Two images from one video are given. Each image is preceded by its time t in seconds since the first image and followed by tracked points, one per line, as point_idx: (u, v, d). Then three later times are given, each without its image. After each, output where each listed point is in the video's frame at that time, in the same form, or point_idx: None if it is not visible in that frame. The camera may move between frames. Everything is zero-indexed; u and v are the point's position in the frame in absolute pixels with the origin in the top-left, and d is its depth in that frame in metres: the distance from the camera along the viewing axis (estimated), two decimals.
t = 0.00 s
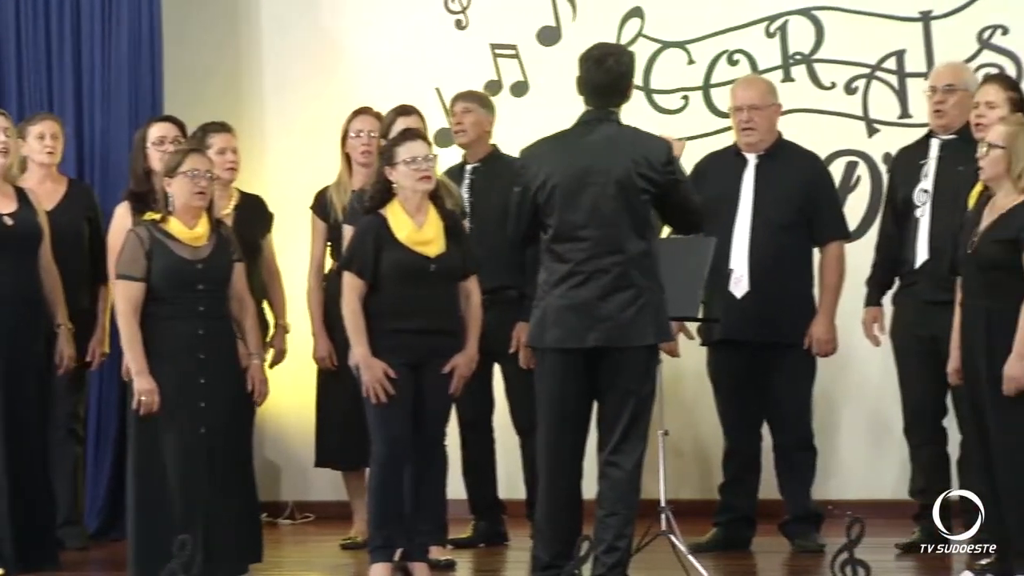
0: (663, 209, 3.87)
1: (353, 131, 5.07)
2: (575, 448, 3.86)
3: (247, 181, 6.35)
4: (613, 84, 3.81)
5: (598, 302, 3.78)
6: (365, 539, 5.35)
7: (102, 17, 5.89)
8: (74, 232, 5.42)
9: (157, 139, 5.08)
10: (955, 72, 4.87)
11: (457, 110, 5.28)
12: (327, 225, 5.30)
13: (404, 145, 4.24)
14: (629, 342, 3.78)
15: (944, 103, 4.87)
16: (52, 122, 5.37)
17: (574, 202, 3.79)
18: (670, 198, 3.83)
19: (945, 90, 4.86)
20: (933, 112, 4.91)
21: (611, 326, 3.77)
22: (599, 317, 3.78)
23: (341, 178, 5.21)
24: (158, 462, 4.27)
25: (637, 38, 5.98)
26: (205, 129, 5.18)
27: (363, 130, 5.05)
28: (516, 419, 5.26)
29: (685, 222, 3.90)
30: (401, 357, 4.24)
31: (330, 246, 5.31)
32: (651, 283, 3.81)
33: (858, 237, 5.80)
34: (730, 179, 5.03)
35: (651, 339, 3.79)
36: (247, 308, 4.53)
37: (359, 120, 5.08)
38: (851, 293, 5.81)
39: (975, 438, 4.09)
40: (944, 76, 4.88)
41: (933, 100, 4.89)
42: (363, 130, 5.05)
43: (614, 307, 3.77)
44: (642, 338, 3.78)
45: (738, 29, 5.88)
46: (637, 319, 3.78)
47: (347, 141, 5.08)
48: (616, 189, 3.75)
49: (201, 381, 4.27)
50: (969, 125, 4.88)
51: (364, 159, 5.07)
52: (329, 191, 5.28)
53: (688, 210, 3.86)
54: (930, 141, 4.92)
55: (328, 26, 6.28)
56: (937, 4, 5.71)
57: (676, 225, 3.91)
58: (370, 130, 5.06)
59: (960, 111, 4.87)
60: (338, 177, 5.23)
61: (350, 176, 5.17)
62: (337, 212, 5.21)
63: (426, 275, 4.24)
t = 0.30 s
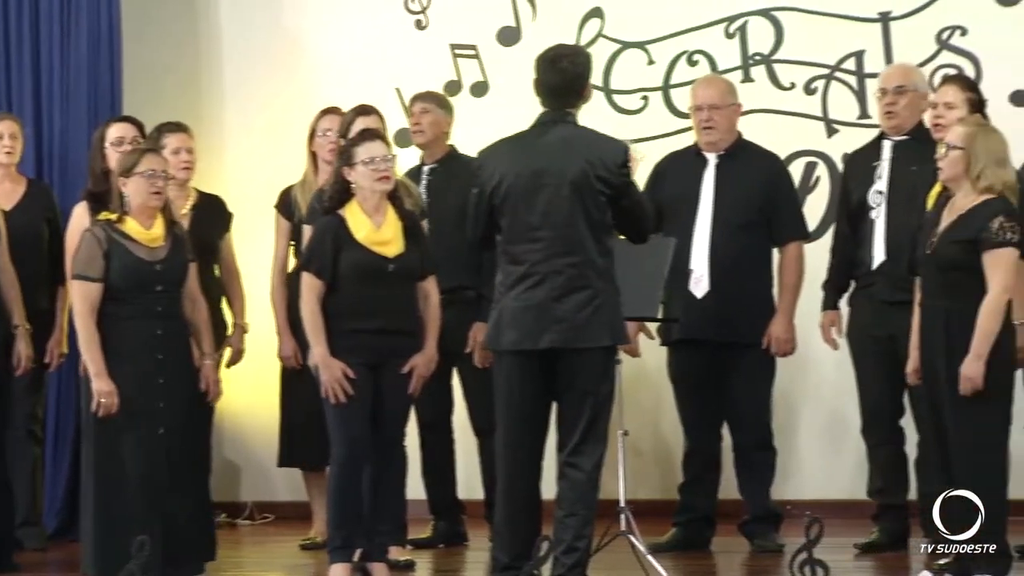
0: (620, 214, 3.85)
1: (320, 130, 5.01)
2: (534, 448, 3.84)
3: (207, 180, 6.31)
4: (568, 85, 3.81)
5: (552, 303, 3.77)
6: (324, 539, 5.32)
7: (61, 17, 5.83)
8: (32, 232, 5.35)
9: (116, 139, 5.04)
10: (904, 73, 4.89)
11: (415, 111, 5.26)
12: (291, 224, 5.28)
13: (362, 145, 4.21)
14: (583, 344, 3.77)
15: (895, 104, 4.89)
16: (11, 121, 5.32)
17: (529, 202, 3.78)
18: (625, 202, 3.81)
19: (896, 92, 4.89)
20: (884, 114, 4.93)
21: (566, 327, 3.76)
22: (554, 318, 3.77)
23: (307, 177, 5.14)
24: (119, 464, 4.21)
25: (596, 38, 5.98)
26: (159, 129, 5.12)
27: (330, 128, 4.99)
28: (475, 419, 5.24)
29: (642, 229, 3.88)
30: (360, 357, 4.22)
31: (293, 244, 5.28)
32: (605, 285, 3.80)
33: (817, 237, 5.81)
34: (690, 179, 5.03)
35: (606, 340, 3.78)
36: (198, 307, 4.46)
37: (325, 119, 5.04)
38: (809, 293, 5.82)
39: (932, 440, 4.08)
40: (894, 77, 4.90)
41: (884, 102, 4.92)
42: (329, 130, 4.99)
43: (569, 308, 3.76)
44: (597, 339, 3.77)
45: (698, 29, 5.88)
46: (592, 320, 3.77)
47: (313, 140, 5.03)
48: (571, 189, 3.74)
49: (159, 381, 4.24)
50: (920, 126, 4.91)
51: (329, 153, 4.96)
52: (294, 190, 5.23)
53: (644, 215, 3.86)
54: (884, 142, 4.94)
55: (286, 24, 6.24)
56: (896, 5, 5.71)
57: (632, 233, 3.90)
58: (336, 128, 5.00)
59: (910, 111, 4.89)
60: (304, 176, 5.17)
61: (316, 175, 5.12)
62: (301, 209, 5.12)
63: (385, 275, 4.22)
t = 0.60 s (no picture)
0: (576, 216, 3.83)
1: (276, 131, 4.98)
2: (490, 447, 3.83)
3: (163, 179, 6.26)
4: (521, 83, 3.80)
5: (507, 303, 3.75)
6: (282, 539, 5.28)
7: (17, 16, 5.77)
8: None
9: (73, 139, 4.92)
10: (855, 73, 4.89)
11: (372, 111, 5.22)
12: (248, 224, 5.22)
13: (317, 145, 4.19)
14: (538, 344, 3.75)
15: (847, 104, 4.90)
16: None
17: (484, 202, 3.76)
18: (579, 201, 3.80)
19: (848, 92, 4.89)
20: (836, 115, 4.94)
21: (520, 326, 3.75)
22: (509, 318, 3.75)
23: (265, 179, 5.08)
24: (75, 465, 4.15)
25: (554, 39, 5.97)
26: (112, 130, 5.09)
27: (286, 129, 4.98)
28: (432, 420, 5.22)
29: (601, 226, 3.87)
30: (315, 357, 4.18)
31: (251, 245, 5.21)
32: (560, 285, 3.79)
33: (775, 238, 5.81)
34: (649, 179, 5.03)
35: (561, 340, 3.76)
36: (149, 309, 4.41)
37: (283, 120, 5.02)
38: (766, 293, 5.84)
39: (888, 439, 4.09)
40: (845, 78, 4.90)
41: (836, 102, 4.92)
42: (284, 129, 4.97)
43: (524, 308, 3.75)
44: (551, 340, 3.75)
45: (655, 29, 5.89)
46: (547, 320, 3.76)
47: (270, 140, 5.00)
48: (525, 189, 3.72)
49: (112, 381, 4.19)
50: (872, 126, 4.93)
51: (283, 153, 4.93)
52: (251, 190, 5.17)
53: (600, 214, 3.84)
54: (838, 143, 4.96)
55: (242, 24, 6.20)
56: (853, 6, 5.73)
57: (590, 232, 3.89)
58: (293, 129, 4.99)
59: (863, 111, 4.90)
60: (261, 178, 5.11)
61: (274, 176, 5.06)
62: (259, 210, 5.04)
63: (340, 275, 4.19)
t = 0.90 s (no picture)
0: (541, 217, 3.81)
1: (236, 131, 4.95)
2: (457, 448, 3.82)
3: (126, 179, 6.22)
4: (485, 83, 3.79)
5: (470, 303, 3.74)
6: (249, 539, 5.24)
7: None
8: None
9: (40, 138, 4.81)
10: (818, 73, 4.91)
11: (339, 113, 5.20)
12: (211, 226, 5.14)
13: (279, 145, 4.16)
14: (500, 344, 3.74)
15: (812, 105, 4.91)
16: None
17: (448, 202, 3.75)
18: (544, 202, 3.79)
19: (812, 93, 4.91)
20: (801, 115, 4.95)
21: (482, 327, 3.73)
22: (471, 318, 3.74)
23: (227, 179, 5.04)
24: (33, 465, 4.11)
25: (521, 39, 5.96)
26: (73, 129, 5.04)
27: (246, 130, 4.94)
28: (399, 420, 5.20)
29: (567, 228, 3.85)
30: (278, 357, 4.16)
31: (215, 247, 5.14)
32: (524, 285, 3.78)
33: (742, 238, 5.82)
34: (616, 178, 5.03)
35: (523, 341, 3.75)
36: (107, 307, 4.35)
37: (243, 120, 4.97)
38: (733, 293, 5.84)
39: (854, 439, 4.10)
40: (808, 79, 4.92)
41: (801, 103, 4.94)
42: (245, 129, 4.94)
43: (486, 308, 3.74)
44: (514, 341, 3.74)
45: (623, 30, 5.89)
46: (509, 321, 3.75)
47: (231, 141, 4.96)
48: (488, 189, 3.72)
49: (72, 381, 4.15)
50: (837, 126, 4.94)
51: (244, 156, 4.92)
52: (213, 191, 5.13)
53: (565, 216, 3.83)
54: (803, 144, 4.97)
55: (207, 23, 6.16)
56: (819, 6, 5.74)
57: (554, 233, 3.87)
58: (254, 130, 4.95)
59: (827, 112, 4.92)
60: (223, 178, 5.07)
61: (236, 176, 5.03)
62: (222, 211, 5.02)
63: (303, 275, 4.17)
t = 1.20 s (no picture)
0: (517, 216, 3.81)
1: (207, 132, 4.93)
2: (432, 448, 3.81)
3: (101, 178, 6.19)
4: (460, 83, 3.78)
5: (446, 302, 3.73)
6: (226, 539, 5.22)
7: None
8: None
9: (18, 137, 4.76)
10: (795, 75, 4.91)
11: (315, 113, 5.18)
12: (185, 225, 5.09)
13: (249, 145, 4.18)
14: (476, 343, 3.73)
15: (788, 107, 4.91)
16: None
17: (423, 201, 3.75)
18: (520, 201, 3.78)
19: (789, 95, 4.91)
20: (778, 117, 4.95)
21: (458, 326, 3.73)
22: (447, 317, 3.73)
23: (201, 178, 5.00)
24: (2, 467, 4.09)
25: (498, 39, 5.95)
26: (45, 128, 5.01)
27: (218, 130, 4.92)
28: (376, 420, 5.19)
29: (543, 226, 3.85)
30: (250, 357, 4.15)
31: (189, 246, 5.10)
32: (500, 285, 3.77)
33: (719, 237, 5.83)
34: (593, 179, 5.03)
35: (500, 340, 3.74)
36: (81, 308, 4.32)
37: (215, 120, 4.95)
38: (710, 293, 5.85)
39: (831, 439, 4.11)
40: (785, 80, 4.92)
41: (777, 105, 4.94)
42: (217, 129, 4.92)
43: (462, 307, 3.73)
44: (490, 340, 3.73)
45: (600, 30, 5.89)
46: (485, 320, 3.74)
47: (203, 142, 4.95)
48: (464, 188, 3.71)
49: (40, 381, 4.12)
50: (814, 128, 4.94)
51: (216, 156, 4.90)
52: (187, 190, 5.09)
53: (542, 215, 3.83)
54: (780, 144, 4.98)
55: (183, 22, 6.13)
56: (796, 6, 5.75)
57: (531, 232, 3.87)
58: (226, 130, 4.92)
59: (804, 114, 4.92)
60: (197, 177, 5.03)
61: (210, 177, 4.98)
62: (196, 212, 4.98)
63: (274, 275, 4.15)
